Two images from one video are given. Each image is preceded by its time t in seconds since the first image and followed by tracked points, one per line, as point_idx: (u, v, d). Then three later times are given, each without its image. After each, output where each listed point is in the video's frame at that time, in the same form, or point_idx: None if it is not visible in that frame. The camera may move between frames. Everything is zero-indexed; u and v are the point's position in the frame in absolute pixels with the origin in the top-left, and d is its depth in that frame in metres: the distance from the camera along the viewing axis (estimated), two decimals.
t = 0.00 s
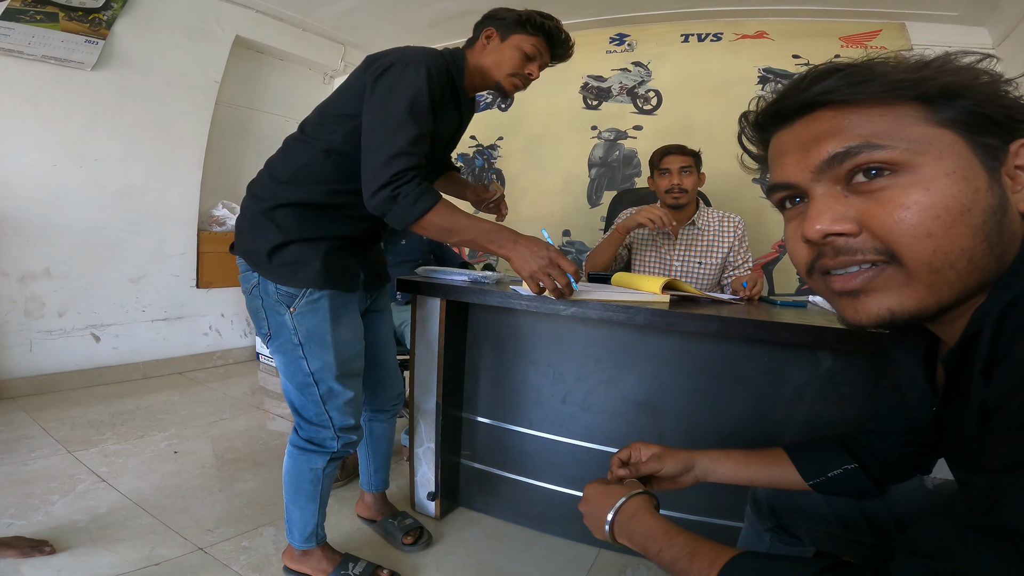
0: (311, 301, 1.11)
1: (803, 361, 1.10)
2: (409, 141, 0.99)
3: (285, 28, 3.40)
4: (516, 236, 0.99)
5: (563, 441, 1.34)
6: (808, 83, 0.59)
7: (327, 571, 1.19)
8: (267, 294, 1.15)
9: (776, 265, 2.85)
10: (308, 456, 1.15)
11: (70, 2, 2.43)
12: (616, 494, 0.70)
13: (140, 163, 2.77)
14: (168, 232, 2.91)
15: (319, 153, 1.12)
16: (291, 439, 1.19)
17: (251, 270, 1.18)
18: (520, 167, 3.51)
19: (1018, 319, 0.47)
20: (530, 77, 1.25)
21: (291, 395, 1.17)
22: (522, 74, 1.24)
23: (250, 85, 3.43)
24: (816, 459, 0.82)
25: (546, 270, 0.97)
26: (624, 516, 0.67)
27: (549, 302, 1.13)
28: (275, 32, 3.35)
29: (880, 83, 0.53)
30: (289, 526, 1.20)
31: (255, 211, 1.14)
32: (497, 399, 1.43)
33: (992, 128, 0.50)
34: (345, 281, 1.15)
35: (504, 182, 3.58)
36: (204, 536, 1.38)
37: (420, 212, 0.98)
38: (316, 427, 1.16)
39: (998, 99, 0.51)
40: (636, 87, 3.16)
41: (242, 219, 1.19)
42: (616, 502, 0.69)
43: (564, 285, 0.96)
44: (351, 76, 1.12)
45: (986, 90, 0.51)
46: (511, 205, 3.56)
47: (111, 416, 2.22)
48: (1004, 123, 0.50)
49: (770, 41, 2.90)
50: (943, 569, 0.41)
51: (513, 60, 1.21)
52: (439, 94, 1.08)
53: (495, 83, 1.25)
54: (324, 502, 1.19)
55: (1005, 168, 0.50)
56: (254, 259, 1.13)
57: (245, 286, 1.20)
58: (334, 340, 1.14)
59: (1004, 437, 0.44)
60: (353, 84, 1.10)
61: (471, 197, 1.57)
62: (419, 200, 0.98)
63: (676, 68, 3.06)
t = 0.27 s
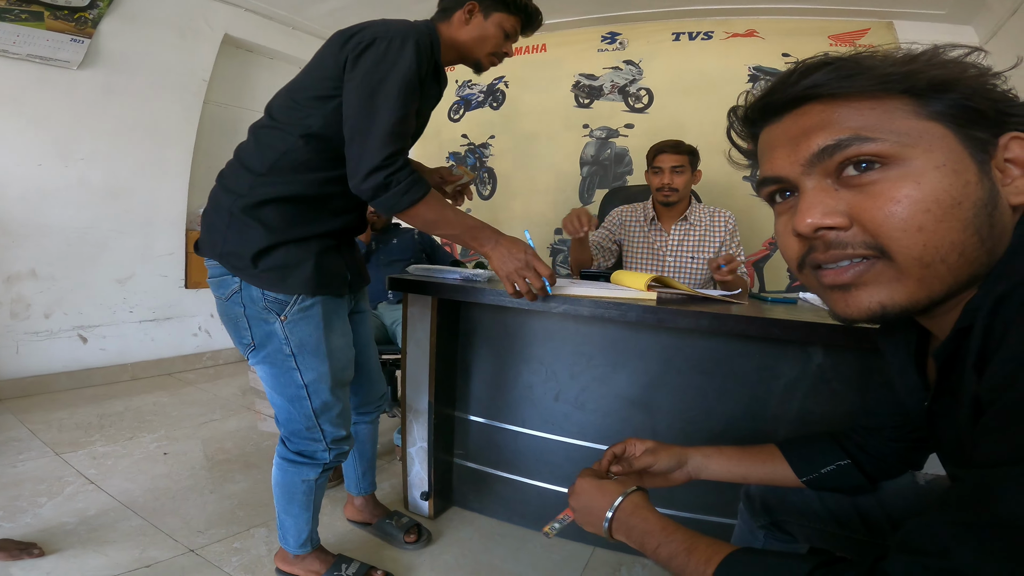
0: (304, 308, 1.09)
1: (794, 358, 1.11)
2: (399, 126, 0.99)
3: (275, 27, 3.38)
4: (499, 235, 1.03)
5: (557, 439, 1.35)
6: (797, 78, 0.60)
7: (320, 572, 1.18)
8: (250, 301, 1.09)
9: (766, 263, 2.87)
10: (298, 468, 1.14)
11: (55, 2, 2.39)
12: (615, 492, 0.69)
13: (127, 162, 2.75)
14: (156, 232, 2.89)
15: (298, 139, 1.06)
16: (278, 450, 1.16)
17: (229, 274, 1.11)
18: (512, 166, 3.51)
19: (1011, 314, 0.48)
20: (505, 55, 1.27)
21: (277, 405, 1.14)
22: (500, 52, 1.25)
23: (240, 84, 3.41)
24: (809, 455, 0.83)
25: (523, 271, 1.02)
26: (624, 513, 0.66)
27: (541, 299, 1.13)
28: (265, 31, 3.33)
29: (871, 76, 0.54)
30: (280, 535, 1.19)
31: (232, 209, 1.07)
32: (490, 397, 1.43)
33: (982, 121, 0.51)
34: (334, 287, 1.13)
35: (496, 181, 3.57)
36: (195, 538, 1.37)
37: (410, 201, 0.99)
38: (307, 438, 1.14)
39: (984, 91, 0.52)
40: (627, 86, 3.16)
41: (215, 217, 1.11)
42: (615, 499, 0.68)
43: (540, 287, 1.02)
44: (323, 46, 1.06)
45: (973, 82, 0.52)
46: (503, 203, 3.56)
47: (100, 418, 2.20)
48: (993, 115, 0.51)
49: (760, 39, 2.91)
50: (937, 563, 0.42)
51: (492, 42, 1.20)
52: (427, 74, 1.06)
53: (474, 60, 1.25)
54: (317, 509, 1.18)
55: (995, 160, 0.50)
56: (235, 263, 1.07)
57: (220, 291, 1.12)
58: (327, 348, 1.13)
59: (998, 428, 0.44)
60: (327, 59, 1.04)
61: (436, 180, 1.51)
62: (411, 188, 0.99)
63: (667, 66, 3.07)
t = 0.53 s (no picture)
0: (308, 312, 1.09)
1: (787, 354, 1.11)
2: (400, 115, 1.00)
3: (266, 26, 3.37)
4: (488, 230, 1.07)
5: (553, 438, 1.35)
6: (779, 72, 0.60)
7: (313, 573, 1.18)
8: (249, 303, 1.06)
9: (759, 260, 2.88)
10: (294, 472, 1.13)
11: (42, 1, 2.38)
12: (611, 490, 0.68)
13: (116, 163, 2.73)
14: (145, 232, 2.88)
15: (298, 129, 1.04)
16: (272, 454, 1.14)
17: (225, 275, 1.08)
18: (505, 164, 3.51)
19: (1007, 311, 0.48)
20: (485, 38, 1.20)
21: (273, 408, 1.12)
22: (479, 36, 1.19)
23: (231, 84, 3.40)
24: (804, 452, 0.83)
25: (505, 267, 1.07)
26: (618, 511, 0.66)
27: (534, 295, 1.13)
28: (256, 30, 3.31)
29: (848, 72, 0.54)
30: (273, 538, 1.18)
31: (231, 205, 1.05)
32: (484, 396, 1.42)
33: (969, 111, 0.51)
34: (336, 289, 1.13)
35: (489, 180, 3.57)
36: (187, 539, 1.36)
37: (410, 190, 1.02)
38: (304, 442, 1.14)
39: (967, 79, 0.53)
40: (619, 84, 3.16)
41: (209, 213, 1.08)
42: (611, 497, 0.67)
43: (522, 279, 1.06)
44: (313, 29, 1.04)
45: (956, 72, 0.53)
46: (496, 202, 3.56)
47: (89, 420, 2.18)
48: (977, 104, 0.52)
49: (751, 37, 2.93)
50: (937, 563, 0.42)
51: (470, 23, 1.14)
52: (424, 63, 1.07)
53: (451, 43, 1.18)
54: (310, 512, 1.18)
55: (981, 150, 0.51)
56: (234, 263, 1.04)
57: (214, 291, 1.08)
58: (330, 352, 1.13)
59: (998, 428, 0.44)
60: (320, 43, 1.02)
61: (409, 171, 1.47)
62: (411, 178, 1.01)
63: (659, 65, 3.08)
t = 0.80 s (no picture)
0: (309, 311, 1.09)
1: (782, 353, 1.12)
2: (399, 110, 1.01)
3: (261, 26, 3.37)
4: (483, 224, 1.08)
5: (549, 438, 1.35)
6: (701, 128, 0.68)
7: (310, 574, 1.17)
8: (252, 302, 1.06)
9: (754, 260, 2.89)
10: (292, 471, 1.13)
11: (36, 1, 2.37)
12: (605, 490, 0.70)
13: (111, 163, 2.72)
14: (141, 233, 2.87)
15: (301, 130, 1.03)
16: (271, 452, 1.14)
17: (229, 274, 1.08)
18: (501, 164, 3.51)
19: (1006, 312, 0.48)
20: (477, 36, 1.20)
21: (273, 406, 1.12)
22: (469, 34, 1.19)
23: (226, 84, 3.39)
24: (800, 451, 0.83)
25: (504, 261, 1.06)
26: (611, 511, 0.67)
27: (529, 295, 1.13)
28: (251, 30, 3.30)
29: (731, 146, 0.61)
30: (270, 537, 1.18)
31: (236, 205, 1.05)
32: (480, 395, 1.42)
33: (835, 153, 0.52)
34: (337, 288, 1.13)
35: (485, 179, 3.57)
36: (184, 541, 1.36)
37: (410, 184, 1.02)
38: (302, 441, 1.14)
39: (838, 114, 0.52)
40: (616, 84, 3.16)
41: (214, 213, 1.09)
42: (605, 497, 0.68)
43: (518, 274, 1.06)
44: (307, 32, 1.03)
45: (826, 111, 0.53)
46: (493, 202, 3.56)
47: (85, 422, 2.17)
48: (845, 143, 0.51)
49: (747, 37, 2.93)
50: (931, 563, 0.42)
51: (461, 21, 1.13)
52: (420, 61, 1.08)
53: (442, 40, 1.17)
54: (308, 512, 1.17)
55: (851, 190, 0.51)
56: (239, 262, 1.04)
57: (218, 289, 1.08)
58: (330, 351, 1.13)
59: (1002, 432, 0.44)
60: (313, 44, 1.02)
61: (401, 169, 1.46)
62: (412, 173, 1.02)
63: (655, 64, 3.08)
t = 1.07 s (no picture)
0: (315, 307, 1.09)
1: (782, 352, 1.12)
2: (400, 102, 1.00)
3: (259, 26, 3.36)
4: (492, 216, 1.12)
5: (549, 437, 1.35)
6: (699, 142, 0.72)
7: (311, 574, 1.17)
8: (262, 297, 1.07)
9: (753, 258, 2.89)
10: (292, 467, 1.12)
11: (32, 2, 2.36)
12: (606, 488, 0.69)
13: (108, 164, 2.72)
14: (138, 233, 2.86)
15: (309, 129, 1.04)
16: (271, 447, 1.14)
17: (241, 270, 1.09)
18: (500, 164, 3.50)
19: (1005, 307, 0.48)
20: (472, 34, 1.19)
21: (276, 401, 1.12)
22: (465, 32, 1.19)
23: (224, 84, 3.38)
24: (801, 449, 0.84)
25: (525, 245, 1.11)
26: (612, 510, 0.66)
27: (529, 294, 1.13)
28: (249, 30, 3.30)
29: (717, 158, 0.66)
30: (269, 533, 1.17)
31: (247, 204, 1.06)
32: (480, 395, 1.42)
33: (799, 169, 0.55)
34: (344, 286, 1.14)
35: (484, 179, 3.57)
36: (184, 542, 1.36)
37: (415, 174, 1.01)
38: (303, 436, 1.13)
39: (806, 128, 0.54)
40: (614, 83, 3.16)
41: (228, 211, 1.10)
42: (606, 495, 0.67)
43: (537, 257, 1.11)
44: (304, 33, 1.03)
45: (787, 130, 0.56)
46: (491, 202, 3.55)
47: (84, 423, 2.17)
48: (806, 157, 0.54)
49: (745, 36, 2.94)
50: (936, 561, 0.42)
51: (455, 19, 1.13)
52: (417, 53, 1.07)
53: (438, 38, 1.17)
54: (308, 510, 1.16)
55: (815, 203, 0.55)
56: (251, 259, 1.06)
57: (229, 285, 1.10)
58: (334, 348, 1.13)
59: (1001, 426, 0.44)
60: (310, 45, 1.02)
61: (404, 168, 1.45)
62: (415, 163, 1.01)
63: (654, 64, 3.09)
